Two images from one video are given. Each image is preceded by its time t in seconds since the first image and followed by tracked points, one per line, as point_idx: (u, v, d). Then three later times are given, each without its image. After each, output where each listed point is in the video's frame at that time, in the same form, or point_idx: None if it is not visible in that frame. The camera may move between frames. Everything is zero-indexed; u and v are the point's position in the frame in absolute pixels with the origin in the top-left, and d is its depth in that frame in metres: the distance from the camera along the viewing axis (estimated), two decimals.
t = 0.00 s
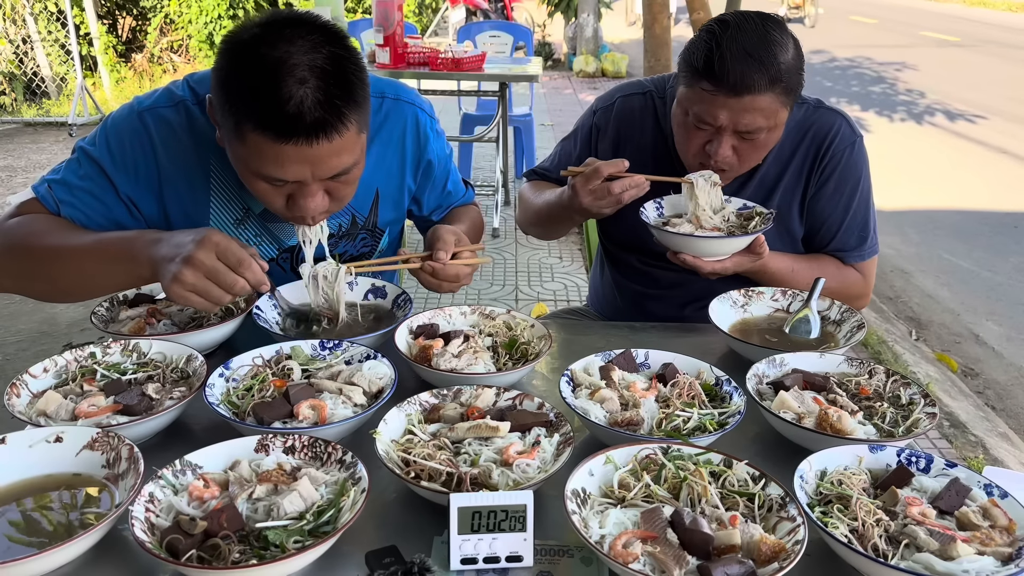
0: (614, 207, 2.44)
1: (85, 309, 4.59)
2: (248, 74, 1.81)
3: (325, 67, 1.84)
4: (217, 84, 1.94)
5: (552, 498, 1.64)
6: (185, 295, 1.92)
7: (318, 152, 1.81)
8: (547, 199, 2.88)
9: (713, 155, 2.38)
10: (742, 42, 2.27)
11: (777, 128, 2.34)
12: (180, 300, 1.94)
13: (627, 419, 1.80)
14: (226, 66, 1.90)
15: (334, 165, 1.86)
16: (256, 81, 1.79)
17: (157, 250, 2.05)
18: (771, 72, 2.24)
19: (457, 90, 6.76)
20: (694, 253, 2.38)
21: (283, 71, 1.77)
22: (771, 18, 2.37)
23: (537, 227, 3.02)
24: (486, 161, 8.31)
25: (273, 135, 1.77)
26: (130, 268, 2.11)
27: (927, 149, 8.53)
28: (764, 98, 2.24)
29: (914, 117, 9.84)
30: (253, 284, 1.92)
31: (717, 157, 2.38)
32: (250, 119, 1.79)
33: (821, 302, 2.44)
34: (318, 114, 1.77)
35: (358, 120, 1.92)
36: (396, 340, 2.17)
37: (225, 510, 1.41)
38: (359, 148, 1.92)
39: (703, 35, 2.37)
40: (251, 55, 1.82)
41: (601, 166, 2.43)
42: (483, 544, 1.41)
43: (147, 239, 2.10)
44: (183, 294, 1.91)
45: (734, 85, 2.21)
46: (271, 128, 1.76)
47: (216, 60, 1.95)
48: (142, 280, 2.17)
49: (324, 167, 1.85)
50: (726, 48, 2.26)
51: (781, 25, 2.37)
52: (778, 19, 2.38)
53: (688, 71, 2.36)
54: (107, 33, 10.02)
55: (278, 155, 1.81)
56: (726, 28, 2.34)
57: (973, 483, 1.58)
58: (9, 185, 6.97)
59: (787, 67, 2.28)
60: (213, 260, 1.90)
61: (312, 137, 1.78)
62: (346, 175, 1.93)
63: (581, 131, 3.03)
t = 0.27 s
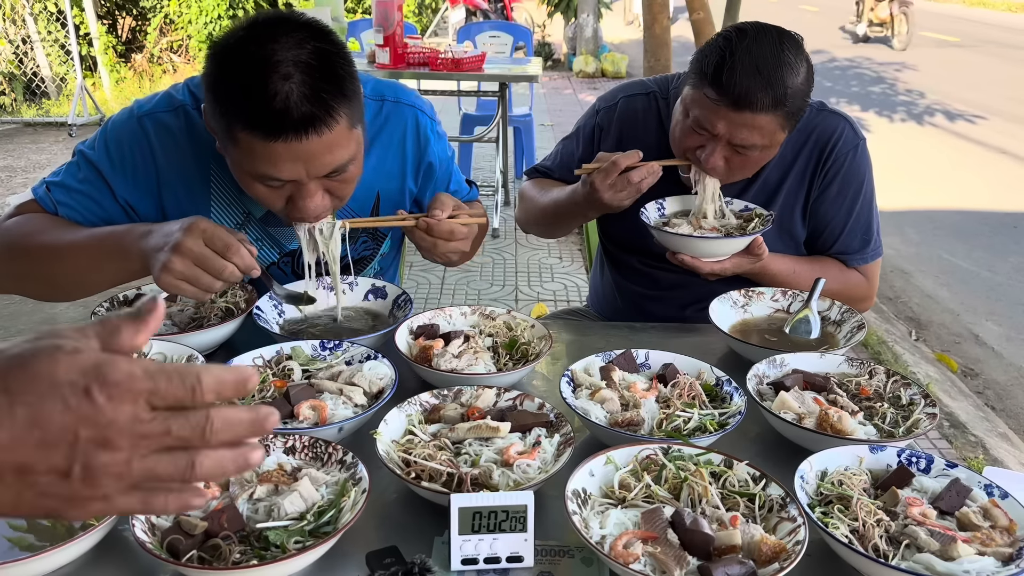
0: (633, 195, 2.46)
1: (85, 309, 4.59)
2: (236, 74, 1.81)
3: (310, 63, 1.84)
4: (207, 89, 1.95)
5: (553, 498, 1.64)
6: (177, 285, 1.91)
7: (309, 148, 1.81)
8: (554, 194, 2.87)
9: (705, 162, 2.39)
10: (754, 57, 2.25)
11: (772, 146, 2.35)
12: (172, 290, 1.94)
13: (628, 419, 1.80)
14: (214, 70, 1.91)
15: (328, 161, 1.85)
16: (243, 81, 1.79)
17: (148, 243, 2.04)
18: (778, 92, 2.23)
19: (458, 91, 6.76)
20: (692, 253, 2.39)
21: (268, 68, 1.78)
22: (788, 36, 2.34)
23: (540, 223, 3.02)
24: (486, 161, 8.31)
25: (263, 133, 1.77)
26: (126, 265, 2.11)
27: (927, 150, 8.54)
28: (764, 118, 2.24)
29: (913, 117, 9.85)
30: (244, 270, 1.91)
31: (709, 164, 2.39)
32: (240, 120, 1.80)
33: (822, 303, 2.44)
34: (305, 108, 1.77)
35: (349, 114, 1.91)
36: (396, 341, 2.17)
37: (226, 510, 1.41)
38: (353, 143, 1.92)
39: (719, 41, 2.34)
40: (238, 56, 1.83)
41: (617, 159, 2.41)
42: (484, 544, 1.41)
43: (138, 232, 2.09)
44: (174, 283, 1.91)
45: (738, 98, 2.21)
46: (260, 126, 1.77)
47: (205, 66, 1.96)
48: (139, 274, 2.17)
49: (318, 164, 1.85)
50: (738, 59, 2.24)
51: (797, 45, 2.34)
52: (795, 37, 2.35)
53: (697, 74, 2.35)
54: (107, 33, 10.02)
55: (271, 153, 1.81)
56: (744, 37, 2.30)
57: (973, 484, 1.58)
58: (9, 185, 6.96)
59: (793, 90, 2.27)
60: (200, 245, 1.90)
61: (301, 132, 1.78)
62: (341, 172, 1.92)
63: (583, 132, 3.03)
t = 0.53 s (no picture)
0: (604, 208, 2.45)
1: (85, 309, 4.59)
2: (234, 93, 1.80)
3: (311, 84, 1.82)
4: (205, 103, 1.94)
5: (553, 497, 1.64)
6: (168, 281, 1.91)
7: (307, 169, 1.81)
8: (538, 193, 2.87)
9: (721, 164, 2.39)
10: (750, 55, 2.25)
11: (784, 136, 2.33)
12: (163, 286, 1.93)
13: (629, 418, 1.79)
14: (212, 85, 1.89)
15: (326, 180, 1.86)
16: (242, 99, 1.78)
17: (142, 242, 2.03)
18: (781, 85, 2.22)
19: (458, 90, 6.76)
20: (689, 257, 2.40)
21: (268, 90, 1.76)
22: (779, 25, 2.34)
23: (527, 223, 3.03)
24: (486, 161, 8.31)
25: (262, 154, 1.77)
26: (122, 267, 2.10)
27: (927, 149, 8.54)
28: (772, 112, 2.23)
29: (913, 117, 9.84)
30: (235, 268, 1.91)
31: (725, 165, 2.38)
32: (239, 139, 1.79)
33: (822, 302, 2.44)
34: (305, 132, 1.77)
35: (348, 134, 1.91)
36: (397, 339, 2.17)
37: (226, 509, 1.41)
38: (351, 162, 1.92)
39: (711, 44, 2.34)
40: (237, 74, 1.81)
41: (594, 166, 2.38)
42: (484, 542, 1.41)
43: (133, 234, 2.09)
44: (166, 280, 1.90)
45: (742, 100, 2.20)
46: (259, 147, 1.76)
47: (204, 78, 1.94)
48: (134, 276, 2.16)
49: (315, 183, 1.85)
50: (734, 61, 2.23)
51: (789, 32, 2.33)
52: (787, 26, 2.35)
53: (696, 80, 2.35)
54: (107, 32, 10.01)
55: (268, 174, 1.81)
56: (735, 38, 2.30)
57: (975, 482, 1.58)
58: (9, 184, 6.96)
59: (796, 79, 2.26)
60: (192, 240, 1.90)
61: (301, 155, 1.78)
62: (338, 188, 1.93)
63: (583, 131, 3.03)
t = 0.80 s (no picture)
0: (635, 207, 2.42)
1: (84, 308, 4.59)
2: (238, 101, 1.79)
3: (315, 94, 1.81)
4: (207, 106, 1.93)
5: (554, 496, 1.64)
6: (168, 278, 1.90)
7: (308, 178, 1.81)
8: (558, 181, 2.82)
9: (717, 157, 2.37)
10: (742, 46, 2.26)
11: (779, 129, 2.34)
12: (163, 285, 1.93)
13: (629, 417, 1.79)
14: (214, 90, 1.88)
15: (327, 188, 1.86)
16: (245, 107, 1.77)
17: (143, 242, 2.03)
18: (773, 76, 2.23)
19: (458, 90, 6.75)
20: (683, 254, 2.40)
21: (272, 99, 1.75)
22: (770, 17, 2.36)
23: (529, 219, 3.04)
24: (486, 160, 8.30)
25: (263, 163, 1.77)
26: (121, 267, 2.10)
27: (927, 149, 8.53)
28: (766, 102, 2.24)
29: (913, 117, 9.84)
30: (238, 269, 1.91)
31: (721, 159, 2.37)
32: (241, 146, 1.78)
33: (823, 301, 2.44)
34: (308, 142, 1.76)
35: (350, 143, 1.90)
36: (396, 338, 2.16)
37: (226, 508, 1.40)
38: (351, 170, 1.92)
39: (703, 39, 2.36)
40: (240, 81, 1.79)
41: (649, 162, 2.34)
42: (485, 541, 1.41)
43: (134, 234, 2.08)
44: (166, 277, 1.90)
45: (736, 90, 2.21)
46: (261, 155, 1.76)
47: (205, 82, 1.93)
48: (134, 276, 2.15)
49: (316, 191, 1.85)
50: (726, 53, 2.25)
51: (781, 25, 2.35)
52: (779, 18, 2.37)
53: (689, 75, 2.35)
54: (107, 32, 10.00)
55: (269, 181, 1.80)
56: (727, 31, 2.32)
57: (975, 481, 1.58)
58: (9, 184, 6.95)
59: (788, 68, 2.27)
60: (196, 239, 1.90)
61: (302, 164, 1.78)
62: (338, 196, 1.93)
63: (585, 128, 3.03)
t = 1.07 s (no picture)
0: (631, 219, 2.42)
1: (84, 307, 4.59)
2: (244, 89, 1.80)
3: (321, 80, 1.82)
4: (212, 99, 1.93)
5: (554, 495, 1.63)
6: (179, 271, 1.90)
7: (315, 165, 1.81)
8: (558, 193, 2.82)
9: (719, 159, 2.38)
10: (740, 48, 2.26)
11: (780, 128, 2.34)
12: (172, 278, 1.92)
13: (629, 416, 1.78)
14: (221, 81, 1.89)
15: (334, 177, 1.86)
16: (251, 95, 1.78)
17: (152, 240, 2.04)
18: (772, 77, 2.23)
19: (458, 89, 6.75)
20: (682, 262, 2.40)
21: (278, 85, 1.76)
22: (767, 17, 2.35)
23: (532, 226, 3.05)
24: (486, 160, 8.29)
25: (270, 150, 1.76)
26: (124, 266, 2.09)
27: (927, 149, 8.52)
28: (766, 103, 2.24)
29: (913, 117, 9.83)
30: (250, 263, 1.92)
31: (723, 161, 2.37)
32: (247, 134, 1.78)
33: (823, 301, 2.44)
34: (314, 128, 1.76)
35: (355, 132, 1.91)
36: (396, 337, 2.16)
37: (226, 507, 1.40)
38: (357, 159, 1.92)
39: (700, 41, 2.36)
40: (246, 70, 1.81)
41: (641, 174, 2.36)
42: (485, 540, 1.41)
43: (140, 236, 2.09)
44: (177, 270, 1.89)
45: (735, 93, 2.21)
46: (267, 143, 1.76)
47: (211, 76, 1.94)
48: (136, 276, 2.15)
49: (322, 179, 1.84)
50: (723, 56, 2.24)
51: (778, 23, 2.35)
52: (776, 17, 2.36)
53: (687, 77, 2.35)
54: (107, 31, 10.00)
55: (276, 169, 1.80)
56: (724, 33, 2.31)
57: (975, 481, 1.58)
58: (9, 183, 6.94)
59: (787, 68, 2.27)
60: (209, 232, 1.91)
61: (309, 150, 1.78)
62: (344, 186, 1.93)
63: (584, 130, 3.03)
